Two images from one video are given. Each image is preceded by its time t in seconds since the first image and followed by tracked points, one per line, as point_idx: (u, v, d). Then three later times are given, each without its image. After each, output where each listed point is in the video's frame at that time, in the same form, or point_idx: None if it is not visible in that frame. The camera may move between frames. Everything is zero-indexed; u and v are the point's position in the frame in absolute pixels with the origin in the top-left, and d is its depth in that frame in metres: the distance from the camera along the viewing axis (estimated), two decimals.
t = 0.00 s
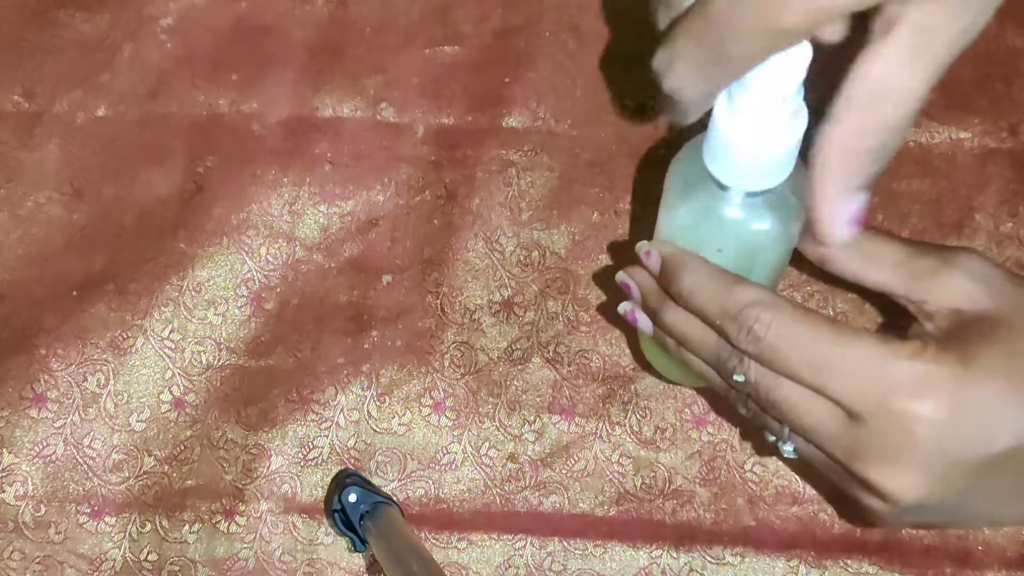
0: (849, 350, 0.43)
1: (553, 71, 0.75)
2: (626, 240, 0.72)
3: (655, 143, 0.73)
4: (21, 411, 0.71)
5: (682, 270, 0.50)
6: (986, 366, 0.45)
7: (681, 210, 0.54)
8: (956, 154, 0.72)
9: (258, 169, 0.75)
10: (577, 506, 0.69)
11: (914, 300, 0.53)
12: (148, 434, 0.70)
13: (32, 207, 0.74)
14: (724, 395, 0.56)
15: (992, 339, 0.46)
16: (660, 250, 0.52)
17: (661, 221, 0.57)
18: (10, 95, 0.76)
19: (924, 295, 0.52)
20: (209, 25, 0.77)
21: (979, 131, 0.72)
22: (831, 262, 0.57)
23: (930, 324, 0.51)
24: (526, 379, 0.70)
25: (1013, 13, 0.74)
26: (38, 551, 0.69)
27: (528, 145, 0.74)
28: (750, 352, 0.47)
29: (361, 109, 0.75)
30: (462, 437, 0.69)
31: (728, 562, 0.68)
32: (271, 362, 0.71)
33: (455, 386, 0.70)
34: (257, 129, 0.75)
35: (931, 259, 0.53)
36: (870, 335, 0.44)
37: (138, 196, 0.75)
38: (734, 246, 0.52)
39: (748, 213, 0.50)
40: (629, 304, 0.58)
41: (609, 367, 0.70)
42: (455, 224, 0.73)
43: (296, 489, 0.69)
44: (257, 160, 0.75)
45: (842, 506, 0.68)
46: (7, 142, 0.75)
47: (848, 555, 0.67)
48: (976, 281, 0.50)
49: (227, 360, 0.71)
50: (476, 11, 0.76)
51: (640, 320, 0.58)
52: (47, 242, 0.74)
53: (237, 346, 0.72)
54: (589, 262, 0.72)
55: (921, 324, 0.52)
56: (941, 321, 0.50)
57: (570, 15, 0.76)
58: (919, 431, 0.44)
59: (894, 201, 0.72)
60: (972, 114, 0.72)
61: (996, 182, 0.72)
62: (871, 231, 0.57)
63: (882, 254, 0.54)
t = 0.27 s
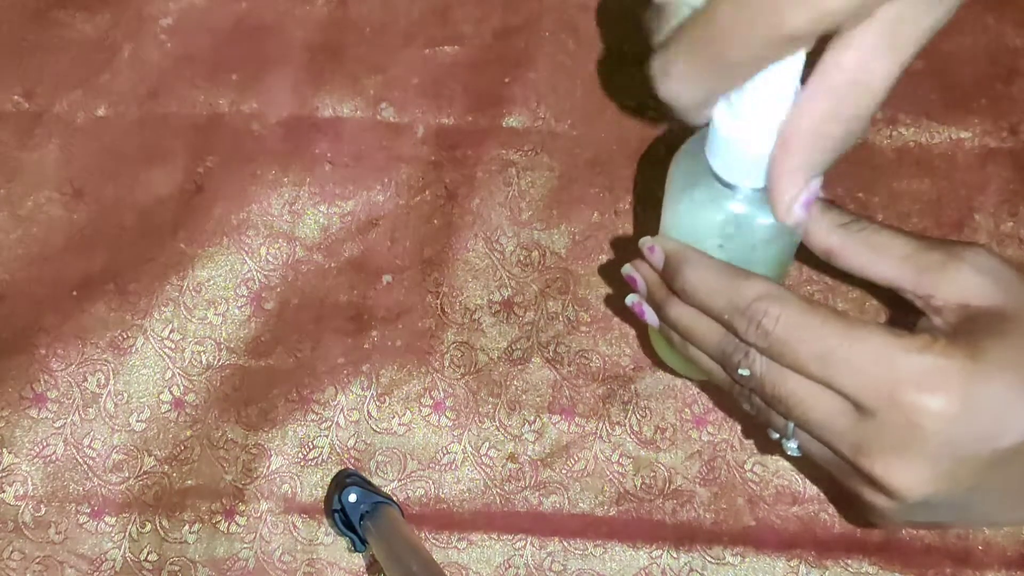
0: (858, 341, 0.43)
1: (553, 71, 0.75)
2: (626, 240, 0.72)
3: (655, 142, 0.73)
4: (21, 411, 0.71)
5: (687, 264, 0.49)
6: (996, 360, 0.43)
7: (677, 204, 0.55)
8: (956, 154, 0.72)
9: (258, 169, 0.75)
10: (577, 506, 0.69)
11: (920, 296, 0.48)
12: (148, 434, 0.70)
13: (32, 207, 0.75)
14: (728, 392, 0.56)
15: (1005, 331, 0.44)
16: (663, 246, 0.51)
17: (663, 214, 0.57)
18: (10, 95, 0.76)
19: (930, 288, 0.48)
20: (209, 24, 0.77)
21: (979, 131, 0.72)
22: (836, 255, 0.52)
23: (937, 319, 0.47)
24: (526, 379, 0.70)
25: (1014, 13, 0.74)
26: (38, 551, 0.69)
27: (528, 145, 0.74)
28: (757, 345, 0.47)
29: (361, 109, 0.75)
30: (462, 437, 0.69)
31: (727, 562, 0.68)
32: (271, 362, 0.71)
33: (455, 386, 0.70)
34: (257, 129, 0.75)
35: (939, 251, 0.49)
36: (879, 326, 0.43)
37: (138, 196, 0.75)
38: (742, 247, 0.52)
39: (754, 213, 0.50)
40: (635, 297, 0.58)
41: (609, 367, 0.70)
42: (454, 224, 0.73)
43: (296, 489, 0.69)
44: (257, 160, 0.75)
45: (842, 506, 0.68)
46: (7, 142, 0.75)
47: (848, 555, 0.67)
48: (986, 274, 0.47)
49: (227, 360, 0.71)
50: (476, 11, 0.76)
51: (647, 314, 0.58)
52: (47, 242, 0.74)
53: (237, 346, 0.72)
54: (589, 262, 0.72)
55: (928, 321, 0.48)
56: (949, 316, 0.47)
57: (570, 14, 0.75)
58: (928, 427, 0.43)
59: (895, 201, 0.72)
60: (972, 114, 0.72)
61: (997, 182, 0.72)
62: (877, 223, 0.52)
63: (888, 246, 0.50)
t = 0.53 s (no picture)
0: (846, 324, 0.43)
1: (553, 71, 0.75)
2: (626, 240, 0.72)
3: (656, 142, 0.73)
4: (21, 411, 0.71)
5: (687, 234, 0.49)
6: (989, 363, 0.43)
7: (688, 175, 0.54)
8: (956, 154, 0.72)
9: (258, 169, 0.75)
10: (577, 506, 0.69)
11: (925, 294, 0.50)
12: (148, 434, 0.70)
13: (32, 207, 0.74)
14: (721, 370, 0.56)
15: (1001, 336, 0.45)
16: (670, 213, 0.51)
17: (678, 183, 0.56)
18: (10, 95, 0.76)
19: (937, 289, 0.49)
20: (209, 25, 0.77)
21: (979, 131, 0.72)
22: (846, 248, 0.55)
23: (936, 316, 0.48)
24: (526, 379, 0.70)
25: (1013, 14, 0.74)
26: (38, 551, 0.69)
27: (528, 145, 0.74)
28: (751, 318, 0.47)
29: (361, 109, 0.75)
30: (462, 437, 0.70)
31: (727, 562, 0.68)
32: (271, 362, 0.71)
33: (455, 386, 0.70)
34: (257, 129, 0.75)
35: (949, 252, 0.50)
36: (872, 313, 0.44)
37: (138, 196, 0.75)
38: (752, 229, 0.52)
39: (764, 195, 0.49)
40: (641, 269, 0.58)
41: (609, 367, 0.70)
42: (454, 224, 0.73)
43: (296, 489, 0.69)
44: (257, 160, 0.75)
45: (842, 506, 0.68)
46: (7, 142, 0.75)
47: (847, 555, 0.67)
48: (995, 280, 0.48)
49: (227, 360, 0.71)
50: (476, 11, 0.76)
51: (652, 285, 0.58)
52: (47, 242, 0.74)
53: (237, 346, 0.72)
54: (589, 262, 0.72)
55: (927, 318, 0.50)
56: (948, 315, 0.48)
57: (570, 14, 0.75)
58: (909, 417, 0.43)
59: (895, 201, 0.72)
60: (972, 114, 0.72)
61: (996, 182, 0.72)
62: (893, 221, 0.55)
63: (901, 244, 0.52)
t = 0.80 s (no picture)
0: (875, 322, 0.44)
1: (553, 71, 0.75)
2: (627, 240, 0.72)
3: (656, 142, 0.73)
4: (21, 411, 0.71)
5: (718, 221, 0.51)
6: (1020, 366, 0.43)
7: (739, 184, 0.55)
8: (957, 154, 0.72)
9: (258, 169, 0.75)
10: (577, 506, 0.69)
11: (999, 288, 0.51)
12: (148, 434, 0.70)
13: (32, 207, 0.75)
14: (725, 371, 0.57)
15: None
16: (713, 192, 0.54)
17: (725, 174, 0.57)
18: (10, 95, 0.76)
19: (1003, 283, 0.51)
20: (209, 25, 0.77)
21: (979, 131, 0.72)
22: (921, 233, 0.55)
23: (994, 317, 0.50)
24: (526, 379, 0.70)
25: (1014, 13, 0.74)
26: (38, 551, 0.69)
27: (528, 145, 0.74)
28: (765, 316, 0.48)
29: (361, 109, 0.75)
30: (462, 437, 0.69)
31: (727, 562, 0.68)
32: (271, 362, 0.71)
33: (455, 386, 0.70)
34: (257, 129, 0.75)
35: None
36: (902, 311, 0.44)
37: (139, 196, 0.75)
38: (812, 212, 0.51)
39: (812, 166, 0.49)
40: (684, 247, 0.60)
41: (609, 367, 0.70)
42: (454, 224, 0.73)
43: (296, 489, 0.69)
44: (257, 160, 0.75)
45: (842, 506, 0.68)
46: (7, 142, 0.75)
47: (848, 555, 0.67)
48: None
49: (227, 360, 0.71)
50: (476, 11, 0.76)
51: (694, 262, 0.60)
52: (47, 242, 0.74)
53: (237, 346, 0.72)
54: (589, 262, 0.72)
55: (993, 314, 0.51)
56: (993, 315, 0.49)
57: (570, 14, 0.75)
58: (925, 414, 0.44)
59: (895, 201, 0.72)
60: (972, 114, 0.72)
61: (997, 182, 0.72)
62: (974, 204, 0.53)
63: (972, 236, 0.52)
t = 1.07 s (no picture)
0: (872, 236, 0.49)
1: (553, 72, 0.75)
2: (626, 241, 0.72)
3: (656, 143, 0.73)
4: (21, 411, 0.71)
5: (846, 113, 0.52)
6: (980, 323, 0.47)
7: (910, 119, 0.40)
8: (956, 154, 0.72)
9: (258, 170, 0.75)
10: (577, 506, 0.69)
11: None
12: (148, 434, 0.70)
13: (32, 207, 0.75)
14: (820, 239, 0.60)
15: None
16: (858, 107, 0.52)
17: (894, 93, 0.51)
18: (10, 95, 0.76)
19: None
20: (209, 25, 0.77)
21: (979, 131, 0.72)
22: None
23: None
24: (526, 379, 0.70)
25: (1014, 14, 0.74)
26: (38, 551, 0.69)
27: (528, 145, 0.74)
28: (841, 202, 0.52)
29: (361, 109, 0.75)
30: (462, 437, 0.70)
31: (727, 562, 0.68)
32: (271, 362, 0.71)
33: (455, 386, 0.70)
34: (257, 129, 0.75)
35: None
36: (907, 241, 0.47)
37: (139, 196, 0.75)
38: (957, 184, 0.40)
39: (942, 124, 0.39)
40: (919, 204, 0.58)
41: (609, 367, 0.70)
42: (454, 225, 0.73)
43: (296, 489, 0.69)
44: (257, 160, 0.75)
45: (842, 505, 0.68)
46: (7, 142, 0.75)
47: (847, 555, 0.67)
48: None
49: (227, 360, 0.71)
50: (476, 12, 0.76)
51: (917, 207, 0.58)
52: (47, 242, 0.74)
53: (237, 346, 0.72)
54: (589, 262, 0.72)
55: None
56: None
57: (570, 14, 0.75)
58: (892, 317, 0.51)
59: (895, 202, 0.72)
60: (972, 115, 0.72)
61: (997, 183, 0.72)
62: None
63: None
